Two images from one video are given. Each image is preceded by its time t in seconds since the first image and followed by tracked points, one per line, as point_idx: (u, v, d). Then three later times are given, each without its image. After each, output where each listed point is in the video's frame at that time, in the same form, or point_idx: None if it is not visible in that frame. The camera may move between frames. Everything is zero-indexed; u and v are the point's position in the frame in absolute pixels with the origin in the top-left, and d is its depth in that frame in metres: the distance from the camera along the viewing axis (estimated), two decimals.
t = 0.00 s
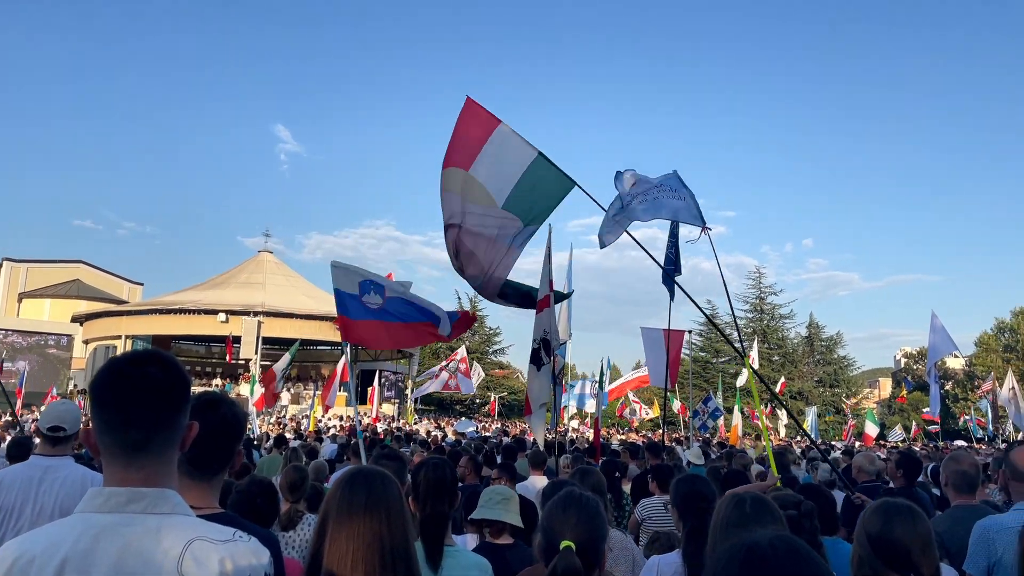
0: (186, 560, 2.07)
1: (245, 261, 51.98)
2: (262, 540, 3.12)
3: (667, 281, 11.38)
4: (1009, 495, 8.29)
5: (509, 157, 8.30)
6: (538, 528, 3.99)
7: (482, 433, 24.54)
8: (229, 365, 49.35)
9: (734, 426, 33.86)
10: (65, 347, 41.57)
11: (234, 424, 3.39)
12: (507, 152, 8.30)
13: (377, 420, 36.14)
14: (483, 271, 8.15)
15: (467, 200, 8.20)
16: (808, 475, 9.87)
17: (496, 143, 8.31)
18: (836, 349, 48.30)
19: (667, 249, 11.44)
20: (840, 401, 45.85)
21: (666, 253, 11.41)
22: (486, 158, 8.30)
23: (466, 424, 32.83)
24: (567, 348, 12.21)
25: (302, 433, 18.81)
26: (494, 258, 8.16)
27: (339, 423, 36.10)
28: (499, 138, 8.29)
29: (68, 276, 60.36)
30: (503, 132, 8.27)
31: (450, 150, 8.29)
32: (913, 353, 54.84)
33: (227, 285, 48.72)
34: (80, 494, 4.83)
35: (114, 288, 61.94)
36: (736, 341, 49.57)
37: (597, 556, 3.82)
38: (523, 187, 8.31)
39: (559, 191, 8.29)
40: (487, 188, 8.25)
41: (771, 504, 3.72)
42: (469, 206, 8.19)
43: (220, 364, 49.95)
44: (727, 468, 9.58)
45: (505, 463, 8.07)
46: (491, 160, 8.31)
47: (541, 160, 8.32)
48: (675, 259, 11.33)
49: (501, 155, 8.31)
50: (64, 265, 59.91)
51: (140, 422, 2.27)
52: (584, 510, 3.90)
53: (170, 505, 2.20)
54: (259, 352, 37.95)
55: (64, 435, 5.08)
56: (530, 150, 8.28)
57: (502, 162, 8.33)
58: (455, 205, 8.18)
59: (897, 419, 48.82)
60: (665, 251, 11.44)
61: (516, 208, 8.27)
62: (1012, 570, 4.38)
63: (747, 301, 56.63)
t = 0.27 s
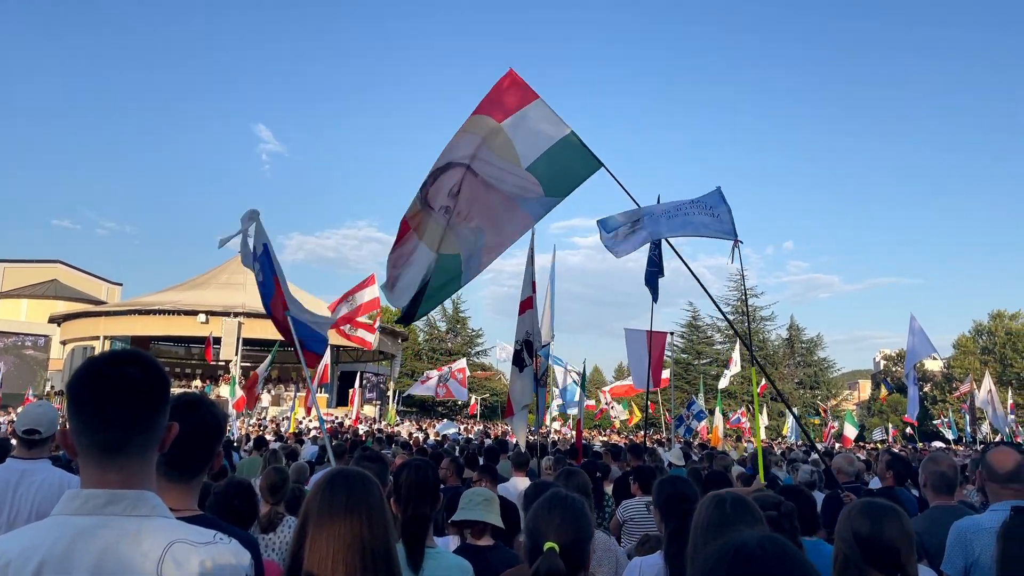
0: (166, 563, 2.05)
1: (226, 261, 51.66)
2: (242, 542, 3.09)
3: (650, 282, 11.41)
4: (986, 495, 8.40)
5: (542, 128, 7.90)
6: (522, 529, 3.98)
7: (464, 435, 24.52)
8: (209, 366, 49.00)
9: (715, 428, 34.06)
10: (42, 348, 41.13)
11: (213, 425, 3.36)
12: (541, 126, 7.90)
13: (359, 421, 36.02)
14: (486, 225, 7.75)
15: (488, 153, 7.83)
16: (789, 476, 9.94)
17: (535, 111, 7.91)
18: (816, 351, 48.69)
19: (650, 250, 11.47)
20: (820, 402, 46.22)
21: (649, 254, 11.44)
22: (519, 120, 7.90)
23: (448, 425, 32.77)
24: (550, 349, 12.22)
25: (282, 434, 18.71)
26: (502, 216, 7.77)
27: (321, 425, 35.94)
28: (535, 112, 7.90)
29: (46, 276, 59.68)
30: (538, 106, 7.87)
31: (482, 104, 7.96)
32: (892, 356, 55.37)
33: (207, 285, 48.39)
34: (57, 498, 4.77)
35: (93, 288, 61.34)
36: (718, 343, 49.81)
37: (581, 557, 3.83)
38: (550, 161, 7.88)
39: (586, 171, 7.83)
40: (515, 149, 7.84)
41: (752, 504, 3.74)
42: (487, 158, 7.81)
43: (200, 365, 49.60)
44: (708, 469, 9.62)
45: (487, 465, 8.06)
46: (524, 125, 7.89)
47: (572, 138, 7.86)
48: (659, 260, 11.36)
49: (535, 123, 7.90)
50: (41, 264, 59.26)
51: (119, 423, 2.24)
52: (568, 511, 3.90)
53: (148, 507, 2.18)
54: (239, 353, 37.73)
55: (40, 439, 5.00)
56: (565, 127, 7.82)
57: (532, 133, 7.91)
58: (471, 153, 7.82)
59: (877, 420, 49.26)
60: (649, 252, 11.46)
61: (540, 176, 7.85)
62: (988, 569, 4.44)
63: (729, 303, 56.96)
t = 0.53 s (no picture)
0: (151, 567, 2.03)
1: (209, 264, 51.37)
2: (227, 546, 3.07)
3: (636, 285, 11.45)
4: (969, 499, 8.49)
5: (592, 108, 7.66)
6: (509, 533, 3.98)
7: (449, 439, 24.49)
8: (192, 369, 48.67)
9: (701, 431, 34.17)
10: (23, 351, 40.71)
11: (198, 430, 3.32)
12: (590, 108, 7.67)
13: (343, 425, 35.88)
14: (526, 192, 7.70)
15: (535, 121, 7.70)
16: (773, 479, 10.00)
17: (586, 90, 7.70)
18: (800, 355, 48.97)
19: (636, 253, 11.51)
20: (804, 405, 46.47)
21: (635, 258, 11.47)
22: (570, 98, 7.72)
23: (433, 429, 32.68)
24: (536, 352, 12.22)
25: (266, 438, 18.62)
26: (542, 184, 7.68)
27: (305, 428, 35.77)
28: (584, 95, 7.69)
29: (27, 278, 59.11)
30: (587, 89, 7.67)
31: (540, 72, 7.80)
32: (876, 359, 55.74)
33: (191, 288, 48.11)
34: (38, 503, 4.72)
35: (75, 290, 60.82)
36: (703, 346, 49.99)
37: (570, 561, 3.84)
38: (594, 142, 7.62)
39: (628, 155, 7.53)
40: (561, 124, 7.68)
41: (738, 508, 3.76)
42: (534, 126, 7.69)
43: (184, 369, 49.26)
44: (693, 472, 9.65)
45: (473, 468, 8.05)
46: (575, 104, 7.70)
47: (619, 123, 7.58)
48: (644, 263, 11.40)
49: (586, 101, 7.70)
50: (23, 266, 58.70)
51: (102, 426, 2.22)
52: (556, 514, 3.89)
53: (132, 511, 2.15)
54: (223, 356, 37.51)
55: (20, 443, 4.95)
56: (611, 110, 7.56)
57: (578, 114, 7.70)
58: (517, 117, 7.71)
59: (860, 424, 49.58)
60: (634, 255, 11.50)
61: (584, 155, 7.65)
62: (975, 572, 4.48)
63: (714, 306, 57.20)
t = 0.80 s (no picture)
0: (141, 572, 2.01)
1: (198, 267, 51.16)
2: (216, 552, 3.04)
3: (625, 289, 11.47)
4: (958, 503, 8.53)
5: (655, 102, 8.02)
6: (501, 538, 3.98)
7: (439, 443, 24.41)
8: (181, 373, 48.43)
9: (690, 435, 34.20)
10: (9, 354, 40.43)
11: (187, 436, 3.30)
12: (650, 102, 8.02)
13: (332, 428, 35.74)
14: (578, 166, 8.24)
15: (597, 106, 8.21)
16: (763, 483, 10.01)
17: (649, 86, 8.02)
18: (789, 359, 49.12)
19: (625, 257, 11.53)
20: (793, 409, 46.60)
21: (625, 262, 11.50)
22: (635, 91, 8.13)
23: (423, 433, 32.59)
24: (526, 356, 12.22)
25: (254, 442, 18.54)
26: (593, 163, 8.21)
27: (294, 432, 35.62)
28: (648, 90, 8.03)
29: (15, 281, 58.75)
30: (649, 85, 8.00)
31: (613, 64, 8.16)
32: (865, 364, 55.97)
33: (179, 291, 47.91)
34: (26, 508, 4.69)
35: (63, 294, 60.45)
36: (692, 350, 50.09)
37: (561, 565, 3.84)
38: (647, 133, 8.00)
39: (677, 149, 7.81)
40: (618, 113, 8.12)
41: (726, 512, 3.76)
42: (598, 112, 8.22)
43: (172, 372, 49.01)
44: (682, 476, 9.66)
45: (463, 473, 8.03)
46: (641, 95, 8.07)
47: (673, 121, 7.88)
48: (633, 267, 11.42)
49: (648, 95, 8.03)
50: (10, 269, 58.34)
51: (93, 430, 2.21)
52: (546, 519, 3.89)
53: (122, 516, 2.14)
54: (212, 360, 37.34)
55: (8, 448, 4.91)
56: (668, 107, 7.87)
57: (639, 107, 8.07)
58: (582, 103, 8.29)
59: (849, 428, 49.75)
60: (623, 258, 11.53)
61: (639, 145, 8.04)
62: None
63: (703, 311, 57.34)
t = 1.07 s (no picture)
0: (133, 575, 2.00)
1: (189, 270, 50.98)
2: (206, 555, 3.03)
3: (616, 292, 11.49)
4: (950, 506, 8.55)
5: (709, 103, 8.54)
6: (490, 541, 3.98)
7: (430, 446, 24.38)
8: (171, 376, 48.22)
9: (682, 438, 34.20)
10: None
11: (177, 439, 3.28)
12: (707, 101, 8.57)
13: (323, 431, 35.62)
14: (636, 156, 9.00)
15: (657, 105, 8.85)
16: (754, 486, 10.03)
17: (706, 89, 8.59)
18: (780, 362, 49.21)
19: (617, 260, 11.56)
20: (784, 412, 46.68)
21: (616, 265, 11.52)
22: (694, 91, 8.67)
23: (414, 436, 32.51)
24: (518, 359, 12.22)
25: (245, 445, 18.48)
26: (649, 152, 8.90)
27: (285, 436, 35.47)
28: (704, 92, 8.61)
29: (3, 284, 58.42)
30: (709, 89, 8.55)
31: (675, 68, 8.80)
32: (855, 367, 56.13)
33: (169, 294, 47.72)
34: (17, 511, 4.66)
35: (52, 296, 60.13)
36: (684, 354, 50.15)
37: (549, 567, 3.83)
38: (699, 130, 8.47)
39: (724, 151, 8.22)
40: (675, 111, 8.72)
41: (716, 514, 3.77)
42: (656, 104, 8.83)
43: (163, 375, 48.80)
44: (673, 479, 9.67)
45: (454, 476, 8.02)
46: (699, 96, 8.61)
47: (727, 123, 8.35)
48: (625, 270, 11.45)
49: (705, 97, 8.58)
50: None
51: (86, 432, 2.21)
52: (535, 521, 3.89)
53: (113, 519, 2.13)
54: (203, 363, 37.19)
55: None
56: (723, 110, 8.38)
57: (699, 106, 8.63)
58: (643, 92, 8.88)
59: (840, 431, 49.88)
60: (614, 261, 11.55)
61: (695, 137, 8.58)
62: None
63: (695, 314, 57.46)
